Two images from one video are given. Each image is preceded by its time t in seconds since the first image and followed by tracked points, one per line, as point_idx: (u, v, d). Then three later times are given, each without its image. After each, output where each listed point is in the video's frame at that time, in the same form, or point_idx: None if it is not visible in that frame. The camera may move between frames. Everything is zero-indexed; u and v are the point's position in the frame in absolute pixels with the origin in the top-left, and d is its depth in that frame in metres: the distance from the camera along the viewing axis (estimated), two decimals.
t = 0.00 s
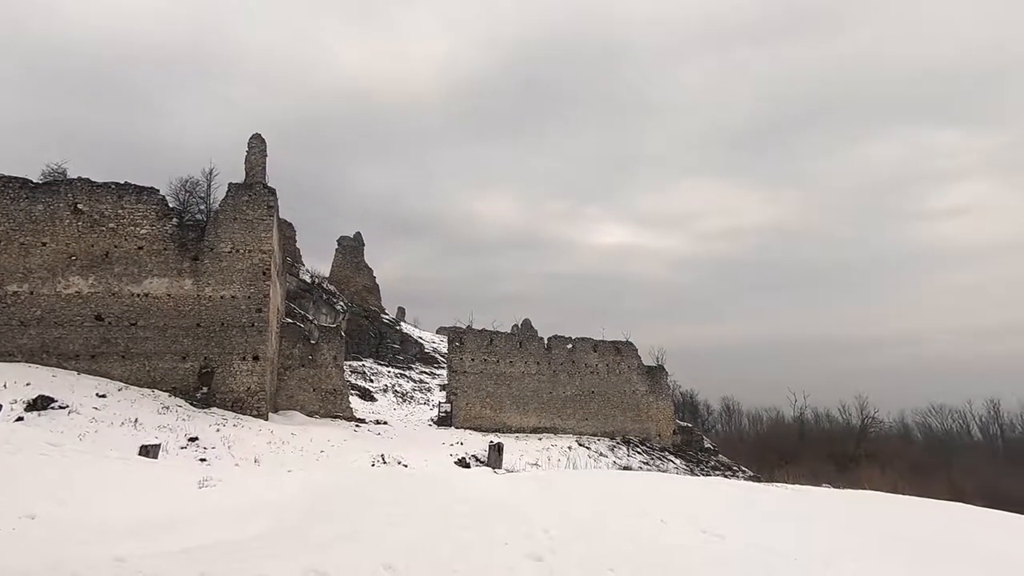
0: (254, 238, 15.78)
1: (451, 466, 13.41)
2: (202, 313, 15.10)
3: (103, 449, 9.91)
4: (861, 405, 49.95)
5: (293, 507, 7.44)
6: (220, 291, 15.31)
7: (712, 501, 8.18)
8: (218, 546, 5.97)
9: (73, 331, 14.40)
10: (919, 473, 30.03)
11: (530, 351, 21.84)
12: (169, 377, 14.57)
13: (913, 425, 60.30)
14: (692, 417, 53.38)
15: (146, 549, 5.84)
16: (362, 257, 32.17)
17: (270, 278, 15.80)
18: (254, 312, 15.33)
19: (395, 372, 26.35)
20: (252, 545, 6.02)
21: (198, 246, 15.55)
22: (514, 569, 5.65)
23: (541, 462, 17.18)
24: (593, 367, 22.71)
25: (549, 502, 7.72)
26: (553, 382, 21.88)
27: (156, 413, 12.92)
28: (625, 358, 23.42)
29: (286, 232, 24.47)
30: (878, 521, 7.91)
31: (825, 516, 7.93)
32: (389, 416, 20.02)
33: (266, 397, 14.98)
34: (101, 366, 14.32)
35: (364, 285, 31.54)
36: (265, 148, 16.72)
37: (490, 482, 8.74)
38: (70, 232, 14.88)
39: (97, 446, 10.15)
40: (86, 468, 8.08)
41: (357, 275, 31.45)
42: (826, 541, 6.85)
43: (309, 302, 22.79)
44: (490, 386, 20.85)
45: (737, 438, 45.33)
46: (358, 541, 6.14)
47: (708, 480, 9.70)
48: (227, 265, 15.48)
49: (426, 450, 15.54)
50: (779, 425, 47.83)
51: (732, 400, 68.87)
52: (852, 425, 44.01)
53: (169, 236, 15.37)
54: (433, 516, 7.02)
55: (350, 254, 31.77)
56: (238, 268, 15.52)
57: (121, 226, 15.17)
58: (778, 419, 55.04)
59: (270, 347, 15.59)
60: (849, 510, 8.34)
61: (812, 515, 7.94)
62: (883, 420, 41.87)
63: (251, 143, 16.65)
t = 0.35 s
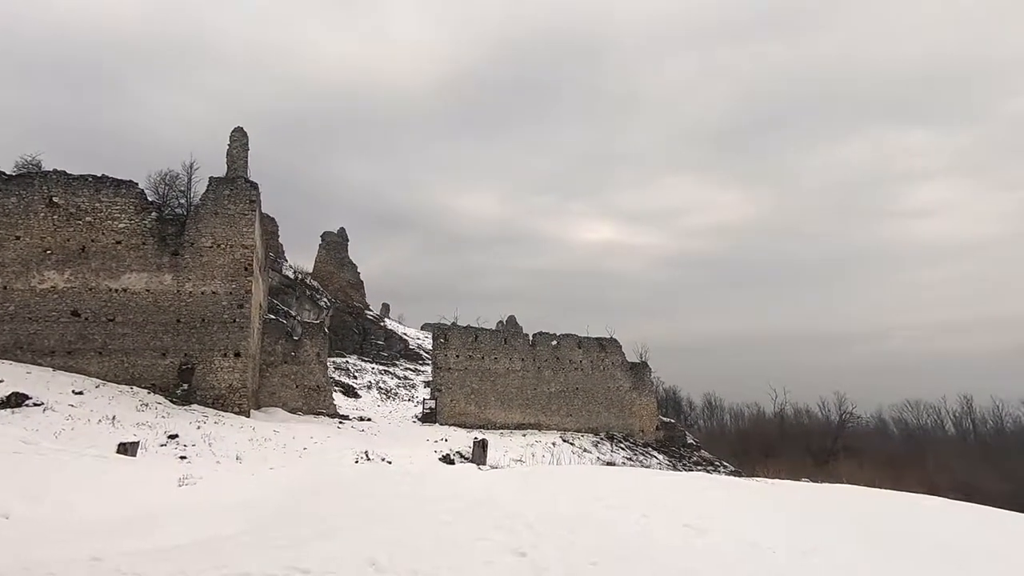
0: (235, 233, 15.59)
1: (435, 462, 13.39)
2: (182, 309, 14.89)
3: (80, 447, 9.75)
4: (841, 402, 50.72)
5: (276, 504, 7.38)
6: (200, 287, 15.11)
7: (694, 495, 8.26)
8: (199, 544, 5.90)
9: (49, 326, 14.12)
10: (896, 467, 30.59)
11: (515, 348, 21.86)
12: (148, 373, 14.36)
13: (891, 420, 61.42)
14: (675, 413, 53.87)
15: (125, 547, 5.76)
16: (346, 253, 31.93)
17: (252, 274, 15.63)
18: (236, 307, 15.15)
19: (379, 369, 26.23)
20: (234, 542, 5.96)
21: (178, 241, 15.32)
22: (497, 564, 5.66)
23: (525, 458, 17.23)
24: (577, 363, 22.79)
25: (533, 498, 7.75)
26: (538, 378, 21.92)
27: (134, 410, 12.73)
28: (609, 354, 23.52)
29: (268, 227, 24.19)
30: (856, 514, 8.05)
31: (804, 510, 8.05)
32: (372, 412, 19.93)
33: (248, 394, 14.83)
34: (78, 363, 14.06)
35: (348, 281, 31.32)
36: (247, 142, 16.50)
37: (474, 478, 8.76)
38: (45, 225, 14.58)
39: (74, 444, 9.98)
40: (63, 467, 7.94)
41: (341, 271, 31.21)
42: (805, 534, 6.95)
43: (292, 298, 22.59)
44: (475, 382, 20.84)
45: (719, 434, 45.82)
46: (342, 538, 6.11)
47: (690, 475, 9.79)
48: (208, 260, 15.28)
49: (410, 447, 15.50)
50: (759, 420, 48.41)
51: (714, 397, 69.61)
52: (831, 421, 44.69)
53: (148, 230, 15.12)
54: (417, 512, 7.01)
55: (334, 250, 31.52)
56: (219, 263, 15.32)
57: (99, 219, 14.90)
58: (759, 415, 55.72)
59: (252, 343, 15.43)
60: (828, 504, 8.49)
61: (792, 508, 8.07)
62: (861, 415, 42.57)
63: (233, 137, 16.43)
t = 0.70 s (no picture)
0: (217, 230, 15.40)
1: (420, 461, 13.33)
2: (162, 306, 14.69)
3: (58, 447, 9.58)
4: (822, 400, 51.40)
5: (260, 504, 7.32)
6: (181, 284, 14.91)
7: (678, 492, 8.32)
8: (181, 544, 5.83)
9: (24, 323, 13.85)
10: (875, 463, 31.11)
11: (501, 346, 21.86)
12: (127, 372, 14.15)
13: (870, 417, 62.43)
14: (660, 410, 54.27)
15: (104, 547, 5.67)
16: (331, 250, 31.70)
17: (235, 271, 15.45)
18: (218, 305, 14.97)
19: (364, 367, 26.10)
20: (216, 542, 5.89)
21: (159, 237, 15.10)
22: (483, 562, 5.65)
23: (511, 456, 17.24)
24: (563, 361, 22.85)
25: (519, 495, 7.76)
26: (523, 376, 21.95)
27: (114, 409, 12.54)
28: (595, 352, 23.61)
29: (252, 224, 23.94)
30: (837, 510, 8.16)
31: (787, 506, 8.14)
32: (357, 411, 19.82)
33: (230, 392, 14.67)
34: (55, 361, 13.81)
35: (333, 279, 31.11)
36: (230, 137, 16.31)
37: (460, 477, 8.75)
38: (21, 221, 14.29)
39: (51, 443, 9.80)
40: (40, 467, 7.79)
41: (326, 269, 30.99)
42: (788, 529, 7.04)
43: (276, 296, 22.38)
44: (460, 381, 20.80)
45: (703, 431, 46.22)
46: (326, 537, 6.07)
47: (675, 472, 9.87)
48: (189, 257, 15.08)
49: (395, 445, 15.44)
50: (742, 418, 48.90)
51: (698, 395, 70.21)
52: (812, 418, 45.35)
53: (127, 226, 14.88)
54: (403, 511, 6.98)
55: (319, 247, 31.28)
56: (201, 260, 15.13)
57: (77, 215, 14.64)
58: (743, 413, 56.28)
59: (235, 341, 15.27)
60: (809, 500, 8.60)
61: (775, 505, 8.15)
62: (842, 413, 43.19)
63: (215, 132, 16.22)
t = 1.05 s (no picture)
0: (199, 227, 15.20)
1: (405, 459, 13.28)
2: (143, 304, 14.47)
3: (35, 447, 9.40)
4: (803, 397, 52.03)
5: (242, 503, 7.24)
6: (162, 282, 14.70)
7: (663, 489, 8.37)
8: (161, 544, 5.76)
9: None
10: (855, 459, 31.58)
11: (487, 344, 21.84)
12: (107, 371, 13.93)
13: (849, 414, 63.41)
14: (644, 408, 54.61)
15: (83, 548, 5.59)
16: (315, 248, 31.45)
17: (217, 268, 15.27)
18: (200, 303, 14.78)
19: (349, 365, 25.95)
20: (197, 542, 5.84)
21: (139, 234, 14.88)
22: (468, 560, 5.63)
23: (497, 454, 17.24)
24: (549, 359, 22.88)
25: (506, 493, 7.79)
26: (509, 374, 21.95)
27: (93, 408, 12.34)
28: (580, 350, 23.69)
29: (235, 220, 23.66)
30: (818, 505, 8.27)
31: (769, 501, 8.25)
32: (342, 409, 19.70)
33: (212, 391, 14.50)
34: (32, 359, 13.55)
35: (317, 277, 30.88)
36: (212, 132, 16.11)
37: (446, 475, 8.74)
38: None
39: (27, 443, 9.62)
40: (15, 468, 7.64)
41: (310, 267, 30.74)
42: (771, 525, 7.11)
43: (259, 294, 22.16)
44: (446, 379, 20.75)
45: (687, 429, 46.57)
46: (310, 536, 6.03)
47: (659, 469, 9.94)
48: (170, 254, 14.87)
49: (380, 444, 15.37)
50: (726, 415, 49.37)
51: (682, 392, 70.73)
52: (794, 415, 45.92)
53: (106, 222, 14.63)
54: (387, 510, 6.94)
55: (303, 244, 31.01)
56: (182, 257, 14.93)
57: (54, 211, 14.37)
58: (726, 410, 56.83)
59: (217, 339, 15.09)
60: (791, 496, 8.70)
61: (757, 500, 8.25)
62: (823, 410, 43.78)
63: (197, 127, 16.00)
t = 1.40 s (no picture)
0: (179, 223, 14.98)
1: (389, 457, 13.22)
2: (121, 302, 14.23)
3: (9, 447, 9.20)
4: (784, 394, 52.67)
5: (223, 503, 7.14)
6: (141, 279, 14.47)
7: (647, 486, 8.42)
8: (140, 546, 5.67)
9: None
10: (834, 455, 32.04)
11: (472, 342, 21.81)
12: (83, 369, 13.68)
13: (829, 411, 64.37)
14: (628, 405, 54.96)
15: (59, 551, 5.48)
16: (298, 245, 31.15)
17: (198, 265, 15.06)
18: (180, 300, 14.57)
19: (333, 363, 25.77)
20: (177, 542, 5.75)
21: (117, 230, 14.63)
22: (452, 558, 5.62)
23: (481, 452, 17.23)
24: (533, 357, 22.92)
25: (491, 490, 7.78)
26: (494, 372, 21.94)
27: (69, 407, 12.11)
28: (565, 348, 23.75)
29: (216, 217, 23.35)
30: (798, 500, 8.37)
31: (751, 497, 8.32)
32: (325, 408, 19.55)
33: (193, 390, 14.30)
34: (5, 358, 13.27)
35: (300, 274, 30.59)
36: (193, 127, 15.88)
37: (430, 473, 8.71)
38: None
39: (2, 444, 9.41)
40: None
41: (293, 263, 30.43)
42: (754, 521, 7.17)
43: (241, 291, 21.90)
44: (431, 377, 20.68)
45: (670, 426, 46.92)
46: (293, 536, 5.98)
47: (643, 466, 9.98)
48: (150, 251, 14.64)
49: (364, 442, 15.27)
50: (708, 412, 49.80)
51: (665, 390, 71.24)
52: (775, 412, 46.46)
53: (83, 218, 14.36)
54: (372, 508, 6.89)
55: (286, 241, 30.69)
56: (162, 254, 14.70)
57: (29, 206, 14.07)
58: (708, 407, 57.34)
59: (198, 337, 14.88)
60: (772, 492, 8.79)
61: (739, 496, 8.33)
62: (803, 407, 44.40)
63: (178, 122, 15.76)
